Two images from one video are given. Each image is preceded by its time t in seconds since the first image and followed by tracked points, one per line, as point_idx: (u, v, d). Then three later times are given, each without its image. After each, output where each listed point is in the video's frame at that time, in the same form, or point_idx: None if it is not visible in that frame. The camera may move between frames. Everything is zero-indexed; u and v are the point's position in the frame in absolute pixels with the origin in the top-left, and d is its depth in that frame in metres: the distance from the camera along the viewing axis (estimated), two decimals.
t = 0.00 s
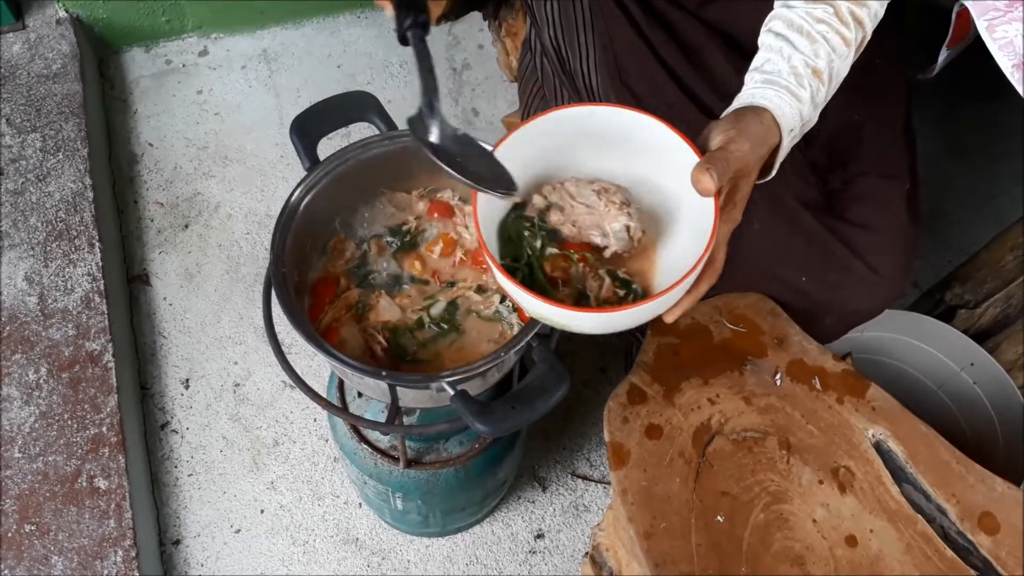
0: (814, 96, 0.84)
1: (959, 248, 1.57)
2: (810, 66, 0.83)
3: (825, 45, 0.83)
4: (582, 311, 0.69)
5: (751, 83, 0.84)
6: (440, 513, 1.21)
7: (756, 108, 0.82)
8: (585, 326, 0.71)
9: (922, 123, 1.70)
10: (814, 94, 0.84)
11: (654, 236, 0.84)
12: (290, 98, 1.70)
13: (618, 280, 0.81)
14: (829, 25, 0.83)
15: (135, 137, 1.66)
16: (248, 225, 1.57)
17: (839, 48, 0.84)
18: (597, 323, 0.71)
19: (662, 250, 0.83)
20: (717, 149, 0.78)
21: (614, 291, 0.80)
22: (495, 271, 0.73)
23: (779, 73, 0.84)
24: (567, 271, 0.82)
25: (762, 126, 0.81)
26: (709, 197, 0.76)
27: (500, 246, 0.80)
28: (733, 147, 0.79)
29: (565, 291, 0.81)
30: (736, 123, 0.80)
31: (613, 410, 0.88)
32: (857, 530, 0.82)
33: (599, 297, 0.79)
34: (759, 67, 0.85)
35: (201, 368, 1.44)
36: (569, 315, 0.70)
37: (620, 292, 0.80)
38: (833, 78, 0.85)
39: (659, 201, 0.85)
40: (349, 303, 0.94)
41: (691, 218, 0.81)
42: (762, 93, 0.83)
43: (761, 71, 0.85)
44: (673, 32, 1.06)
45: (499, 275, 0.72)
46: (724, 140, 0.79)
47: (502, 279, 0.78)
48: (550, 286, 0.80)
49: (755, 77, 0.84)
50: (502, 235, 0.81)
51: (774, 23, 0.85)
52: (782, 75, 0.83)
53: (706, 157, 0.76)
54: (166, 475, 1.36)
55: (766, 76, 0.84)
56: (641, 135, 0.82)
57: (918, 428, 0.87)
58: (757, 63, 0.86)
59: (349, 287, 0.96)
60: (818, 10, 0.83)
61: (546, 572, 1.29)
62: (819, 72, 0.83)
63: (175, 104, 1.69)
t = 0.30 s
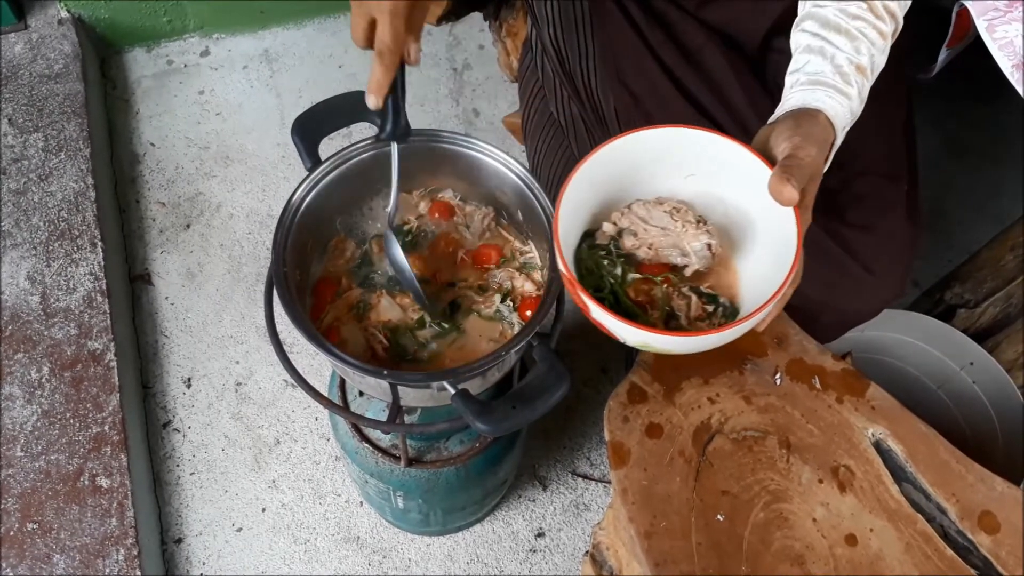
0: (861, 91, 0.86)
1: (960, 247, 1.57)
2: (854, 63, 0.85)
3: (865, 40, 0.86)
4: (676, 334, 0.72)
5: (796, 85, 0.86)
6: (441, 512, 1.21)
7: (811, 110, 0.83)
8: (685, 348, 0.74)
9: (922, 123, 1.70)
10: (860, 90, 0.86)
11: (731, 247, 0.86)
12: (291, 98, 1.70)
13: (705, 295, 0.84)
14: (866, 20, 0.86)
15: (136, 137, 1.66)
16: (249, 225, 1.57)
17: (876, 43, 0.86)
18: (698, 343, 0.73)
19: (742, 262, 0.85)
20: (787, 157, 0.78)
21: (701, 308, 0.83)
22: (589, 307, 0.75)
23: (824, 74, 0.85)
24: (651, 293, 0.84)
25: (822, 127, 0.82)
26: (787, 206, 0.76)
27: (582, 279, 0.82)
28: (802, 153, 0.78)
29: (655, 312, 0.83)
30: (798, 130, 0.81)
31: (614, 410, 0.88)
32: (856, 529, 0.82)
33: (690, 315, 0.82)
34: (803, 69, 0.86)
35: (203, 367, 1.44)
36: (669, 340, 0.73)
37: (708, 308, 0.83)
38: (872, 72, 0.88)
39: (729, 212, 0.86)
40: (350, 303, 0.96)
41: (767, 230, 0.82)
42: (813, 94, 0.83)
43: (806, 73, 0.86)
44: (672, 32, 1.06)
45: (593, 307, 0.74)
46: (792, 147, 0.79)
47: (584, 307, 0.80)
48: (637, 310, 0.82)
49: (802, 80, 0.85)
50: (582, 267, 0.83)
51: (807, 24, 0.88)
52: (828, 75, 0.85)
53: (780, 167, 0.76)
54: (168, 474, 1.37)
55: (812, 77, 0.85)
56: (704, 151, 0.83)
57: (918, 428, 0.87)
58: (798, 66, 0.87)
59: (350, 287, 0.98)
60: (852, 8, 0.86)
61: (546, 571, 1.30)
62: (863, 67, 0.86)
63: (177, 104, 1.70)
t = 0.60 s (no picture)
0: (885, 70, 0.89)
1: (961, 247, 1.57)
2: (877, 44, 0.88)
3: (886, 21, 0.88)
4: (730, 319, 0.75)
5: (822, 66, 0.89)
6: (441, 513, 1.21)
7: (839, 90, 0.85)
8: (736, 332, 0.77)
9: (923, 123, 1.70)
10: (884, 69, 0.89)
11: (771, 231, 0.88)
12: (292, 98, 1.70)
13: (749, 279, 0.86)
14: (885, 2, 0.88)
15: (137, 137, 1.66)
16: (250, 225, 1.57)
17: (897, 22, 0.89)
18: (750, 325, 0.76)
19: (783, 245, 0.87)
20: (824, 138, 0.81)
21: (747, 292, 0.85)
22: (641, 297, 0.78)
23: (848, 54, 0.88)
24: (695, 279, 0.87)
25: (852, 105, 0.84)
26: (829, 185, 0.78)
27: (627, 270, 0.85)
28: (841, 134, 0.81)
29: (701, 299, 0.86)
30: (831, 111, 0.83)
31: (614, 410, 0.88)
32: (857, 530, 0.82)
33: (736, 300, 0.84)
34: (825, 52, 0.89)
35: (204, 367, 1.44)
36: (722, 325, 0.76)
37: (755, 292, 0.85)
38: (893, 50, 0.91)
39: (767, 197, 0.88)
40: (365, 305, 0.96)
41: (807, 214, 0.84)
42: (840, 74, 0.87)
43: (829, 55, 0.89)
44: (673, 32, 1.08)
45: (646, 297, 0.77)
46: (829, 128, 0.82)
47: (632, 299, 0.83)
48: (684, 298, 0.85)
49: (827, 62, 0.88)
50: (625, 258, 0.86)
51: (826, 8, 0.90)
52: (852, 55, 0.87)
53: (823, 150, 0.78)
54: (169, 474, 1.37)
55: (837, 58, 0.88)
56: (740, 137, 0.85)
57: (918, 427, 0.87)
58: (820, 47, 0.90)
59: (357, 291, 0.97)
60: None
61: (547, 571, 1.30)
62: (886, 47, 0.88)
63: (178, 104, 1.70)
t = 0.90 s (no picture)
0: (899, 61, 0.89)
1: (960, 250, 1.57)
2: (890, 35, 0.88)
3: (898, 12, 0.88)
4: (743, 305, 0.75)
5: (835, 58, 0.89)
6: (442, 514, 1.21)
7: (852, 80, 0.86)
8: (752, 319, 0.77)
9: (923, 126, 1.70)
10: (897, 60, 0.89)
11: (783, 219, 0.88)
12: (293, 101, 1.71)
13: (763, 269, 0.86)
14: None
15: (139, 139, 1.67)
16: (252, 227, 1.58)
17: (909, 14, 0.89)
18: (765, 312, 0.76)
19: (795, 235, 0.87)
20: (835, 127, 0.82)
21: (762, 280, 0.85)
22: (654, 286, 0.78)
23: (861, 46, 0.88)
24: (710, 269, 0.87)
25: (864, 95, 0.85)
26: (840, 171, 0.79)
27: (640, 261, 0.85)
28: (852, 123, 0.82)
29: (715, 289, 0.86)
30: (843, 100, 0.84)
31: (614, 412, 0.89)
32: (856, 531, 0.82)
33: (751, 289, 0.84)
34: (838, 45, 0.90)
35: (205, 369, 1.45)
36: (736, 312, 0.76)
37: (769, 281, 0.85)
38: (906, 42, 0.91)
39: (779, 185, 0.88)
40: (372, 305, 0.96)
41: (819, 203, 0.85)
42: (852, 65, 0.87)
43: (842, 48, 0.89)
44: (674, 34, 1.08)
45: (659, 285, 0.77)
46: (841, 117, 0.82)
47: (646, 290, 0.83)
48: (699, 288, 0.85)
49: (840, 54, 0.89)
50: (638, 249, 0.86)
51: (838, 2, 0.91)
52: (865, 47, 0.88)
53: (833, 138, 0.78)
54: (170, 475, 1.37)
55: (850, 50, 0.88)
56: (751, 127, 0.85)
57: (917, 429, 0.87)
58: (834, 40, 0.91)
59: (359, 294, 0.98)
60: None
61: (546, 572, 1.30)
62: (899, 39, 0.89)
63: (179, 107, 1.70)
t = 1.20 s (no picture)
0: (892, 58, 0.89)
1: (958, 252, 1.57)
2: (884, 31, 0.88)
3: (893, 9, 0.88)
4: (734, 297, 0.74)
5: (829, 54, 0.89)
6: (439, 516, 1.21)
7: (846, 75, 0.86)
8: (743, 313, 0.77)
9: (922, 129, 1.70)
10: (891, 57, 0.89)
11: (775, 214, 0.88)
12: (291, 101, 1.71)
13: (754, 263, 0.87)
14: None
15: (135, 139, 1.66)
16: (249, 227, 1.57)
17: (905, 11, 0.89)
18: (755, 305, 0.76)
19: (786, 229, 0.87)
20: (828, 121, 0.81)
21: (752, 275, 0.86)
22: (645, 279, 0.78)
23: (855, 41, 0.88)
24: (701, 264, 0.87)
25: (857, 90, 0.85)
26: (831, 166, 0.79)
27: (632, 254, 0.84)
28: (844, 117, 0.81)
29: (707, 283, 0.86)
30: (836, 94, 0.83)
31: (612, 414, 0.89)
32: (854, 534, 0.82)
33: (740, 282, 0.85)
34: (833, 41, 0.90)
35: (201, 370, 1.44)
36: (727, 306, 0.75)
37: (760, 275, 0.86)
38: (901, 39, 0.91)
39: (772, 179, 0.88)
40: (363, 305, 0.96)
41: (811, 196, 0.84)
42: (845, 61, 0.87)
43: (836, 44, 0.89)
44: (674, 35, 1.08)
45: (650, 278, 0.77)
46: (833, 111, 0.82)
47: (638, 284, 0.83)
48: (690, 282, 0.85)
49: (834, 49, 0.89)
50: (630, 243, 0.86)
51: None
52: (859, 42, 0.88)
53: (825, 131, 0.78)
54: (166, 477, 1.37)
55: (844, 45, 0.88)
56: (744, 121, 0.84)
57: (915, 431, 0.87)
58: (829, 35, 0.91)
59: (353, 294, 0.97)
60: None
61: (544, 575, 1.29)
62: (893, 35, 0.89)
63: (176, 107, 1.70)
